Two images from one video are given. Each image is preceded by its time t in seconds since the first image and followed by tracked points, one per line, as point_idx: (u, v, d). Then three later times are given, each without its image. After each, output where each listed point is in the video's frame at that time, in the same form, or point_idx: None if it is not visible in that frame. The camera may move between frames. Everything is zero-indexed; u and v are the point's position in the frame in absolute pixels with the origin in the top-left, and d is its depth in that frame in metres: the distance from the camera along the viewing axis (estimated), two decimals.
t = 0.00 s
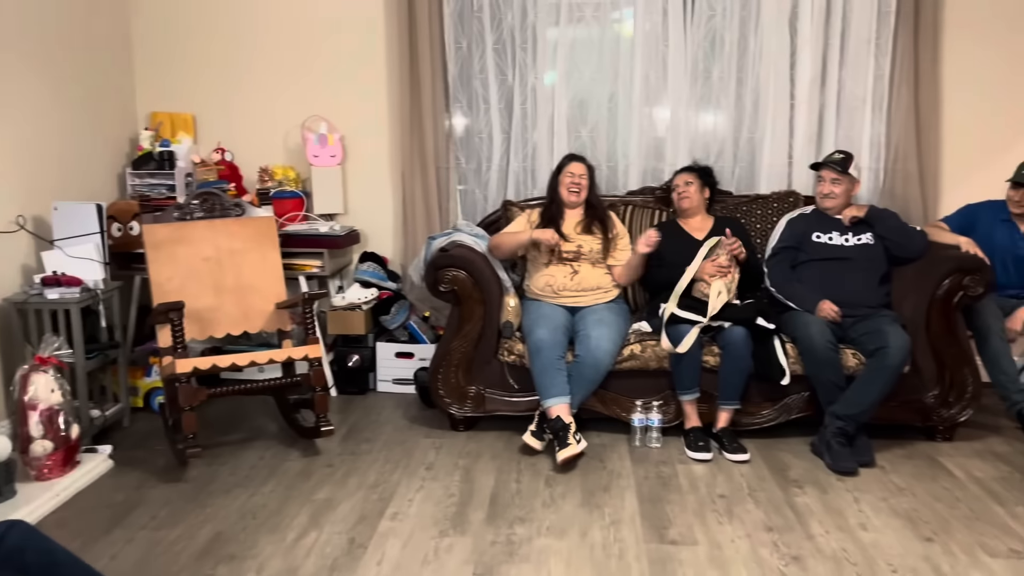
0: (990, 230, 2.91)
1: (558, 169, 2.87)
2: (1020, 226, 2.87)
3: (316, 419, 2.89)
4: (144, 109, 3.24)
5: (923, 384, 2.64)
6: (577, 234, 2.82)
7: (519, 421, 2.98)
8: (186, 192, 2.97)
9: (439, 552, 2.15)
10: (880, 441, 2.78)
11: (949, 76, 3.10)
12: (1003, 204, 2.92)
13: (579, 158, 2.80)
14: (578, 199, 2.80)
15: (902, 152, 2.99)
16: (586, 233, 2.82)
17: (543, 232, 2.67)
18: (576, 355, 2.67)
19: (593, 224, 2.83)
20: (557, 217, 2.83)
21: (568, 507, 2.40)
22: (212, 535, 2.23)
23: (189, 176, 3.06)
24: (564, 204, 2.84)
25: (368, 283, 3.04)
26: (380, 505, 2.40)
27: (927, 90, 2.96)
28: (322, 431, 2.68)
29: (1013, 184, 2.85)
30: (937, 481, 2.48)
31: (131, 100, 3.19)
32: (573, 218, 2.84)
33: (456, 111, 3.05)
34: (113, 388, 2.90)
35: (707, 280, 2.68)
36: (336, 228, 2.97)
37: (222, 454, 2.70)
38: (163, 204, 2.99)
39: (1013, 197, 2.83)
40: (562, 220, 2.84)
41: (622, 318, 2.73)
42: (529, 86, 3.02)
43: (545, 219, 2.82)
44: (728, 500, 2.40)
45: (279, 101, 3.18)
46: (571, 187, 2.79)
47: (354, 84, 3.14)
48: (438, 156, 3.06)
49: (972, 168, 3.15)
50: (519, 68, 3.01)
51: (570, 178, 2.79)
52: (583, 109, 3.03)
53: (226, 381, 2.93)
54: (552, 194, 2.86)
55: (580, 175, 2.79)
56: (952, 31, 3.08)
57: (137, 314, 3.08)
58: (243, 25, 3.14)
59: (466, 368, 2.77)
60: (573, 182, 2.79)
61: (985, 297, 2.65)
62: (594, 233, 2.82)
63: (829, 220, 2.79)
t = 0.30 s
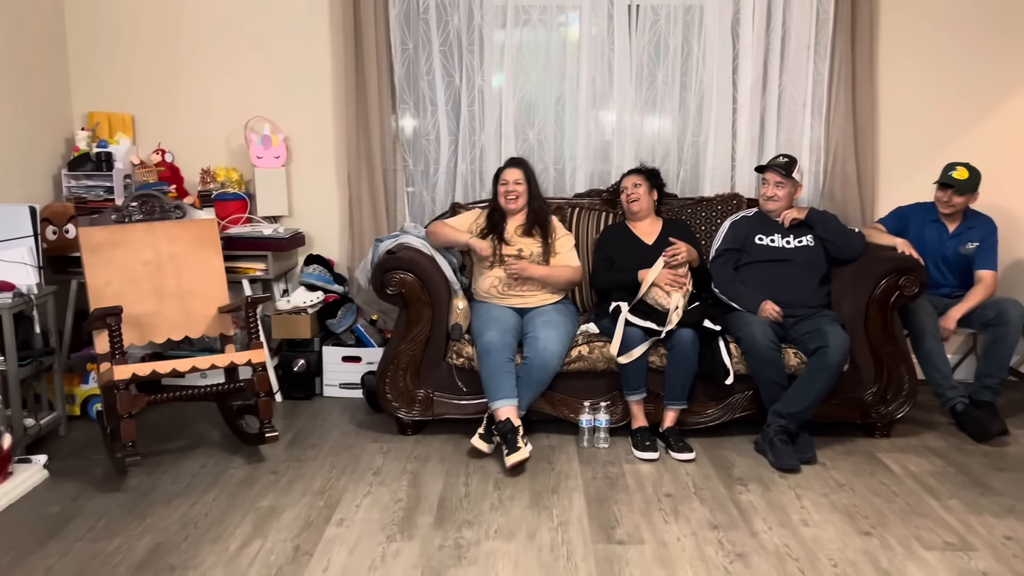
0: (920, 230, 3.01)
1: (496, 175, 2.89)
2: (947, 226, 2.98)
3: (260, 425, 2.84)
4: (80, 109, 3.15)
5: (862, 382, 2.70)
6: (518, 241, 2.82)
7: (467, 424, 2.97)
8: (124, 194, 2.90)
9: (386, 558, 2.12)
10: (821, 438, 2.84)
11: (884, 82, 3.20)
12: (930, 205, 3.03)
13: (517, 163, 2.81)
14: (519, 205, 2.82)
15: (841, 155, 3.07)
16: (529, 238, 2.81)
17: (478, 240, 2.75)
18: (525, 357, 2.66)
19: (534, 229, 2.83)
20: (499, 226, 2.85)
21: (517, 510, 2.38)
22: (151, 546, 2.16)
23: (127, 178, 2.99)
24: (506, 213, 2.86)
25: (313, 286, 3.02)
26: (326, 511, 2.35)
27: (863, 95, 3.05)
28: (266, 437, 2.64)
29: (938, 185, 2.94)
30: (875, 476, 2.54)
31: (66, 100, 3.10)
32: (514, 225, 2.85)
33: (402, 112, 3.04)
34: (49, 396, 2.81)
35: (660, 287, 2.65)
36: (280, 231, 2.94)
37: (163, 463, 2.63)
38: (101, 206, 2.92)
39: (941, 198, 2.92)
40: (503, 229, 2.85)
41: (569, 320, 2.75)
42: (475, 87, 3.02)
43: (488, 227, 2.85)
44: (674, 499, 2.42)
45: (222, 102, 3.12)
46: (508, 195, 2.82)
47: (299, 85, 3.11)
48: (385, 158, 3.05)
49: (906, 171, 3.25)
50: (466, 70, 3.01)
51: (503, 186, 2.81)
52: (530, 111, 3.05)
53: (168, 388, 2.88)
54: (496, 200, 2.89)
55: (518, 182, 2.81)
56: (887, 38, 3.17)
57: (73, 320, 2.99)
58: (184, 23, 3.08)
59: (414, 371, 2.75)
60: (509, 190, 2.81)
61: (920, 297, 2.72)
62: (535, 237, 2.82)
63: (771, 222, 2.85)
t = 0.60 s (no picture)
0: (872, 230, 3.07)
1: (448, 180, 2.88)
2: (900, 223, 3.05)
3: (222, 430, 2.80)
4: (36, 108, 3.08)
5: (824, 382, 2.74)
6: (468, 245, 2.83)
7: (433, 427, 2.96)
8: (82, 195, 2.84)
9: (350, 563, 2.09)
10: (785, 438, 2.87)
11: (844, 87, 3.25)
12: (882, 206, 3.10)
13: (468, 167, 2.81)
14: (472, 209, 2.82)
15: (803, 158, 3.11)
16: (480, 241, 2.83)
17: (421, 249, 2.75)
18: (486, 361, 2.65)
19: (488, 232, 2.84)
20: (453, 233, 2.83)
21: (483, 513, 2.37)
22: (109, 555, 2.11)
23: (85, 179, 2.93)
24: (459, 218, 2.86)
25: (276, 288, 2.98)
26: (289, 517, 2.32)
27: (824, 99, 3.10)
28: (229, 442, 2.59)
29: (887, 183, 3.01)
30: (837, 475, 2.57)
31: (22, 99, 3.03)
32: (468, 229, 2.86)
33: (367, 114, 3.03)
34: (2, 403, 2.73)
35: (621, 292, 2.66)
36: (242, 233, 2.91)
37: (121, 470, 2.57)
38: (57, 208, 2.85)
39: (893, 193, 2.98)
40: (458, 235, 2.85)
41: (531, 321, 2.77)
42: (441, 89, 3.02)
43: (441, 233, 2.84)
44: (640, 501, 2.42)
45: (184, 102, 3.08)
46: (462, 200, 2.81)
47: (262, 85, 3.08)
48: (349, 159, 3.03)
49: (866, 175, 3.31)
50: (431, 71, 3.00)
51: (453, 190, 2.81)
52: (496, 113, 3.06)
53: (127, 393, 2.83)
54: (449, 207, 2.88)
55: (469, 185, 2.79)
56: (847, 44, 3.23)
57: (28, 324, 2.92)
58: (144, 22, 3.03)
59: (379, 375, 2.72)
60: (462, 194, 2.80)
61: (881, 297, 2.76)
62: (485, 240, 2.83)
63: (734, 224, 2.88)
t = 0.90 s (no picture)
0: (841, 230, 3.09)
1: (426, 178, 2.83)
2: (865, 222, 3.08)
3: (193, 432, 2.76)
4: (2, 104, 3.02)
5: (798, 381, 2.75)
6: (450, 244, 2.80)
7: (407, 428, 2.94)
8: (49, 193, 2.79)
9: (322, 566, 2.07)
10: (758, 437, 2.88)
11: (818, 88, 3.27)
12: (847, 207, 3.13)
13: (446, 165, 2.77)
14: (452, 206, 2.79)
15: (776, 158, 3.13)
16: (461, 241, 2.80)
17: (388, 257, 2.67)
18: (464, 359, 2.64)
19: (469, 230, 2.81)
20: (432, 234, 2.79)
21: (457, 513, 2.35)
22: (76, 559, 2.07)
23: (52, 177, 2.89)
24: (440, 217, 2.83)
25: (249, 288, 2.95)
26: (261, 519, 2.29)
27: (797, 99, 3.12)
28: (199, 444, 2.56)
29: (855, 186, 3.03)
30: (811, 474, 2.59)
31: None
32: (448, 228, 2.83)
33: (341, 112, 3.00)
34: None
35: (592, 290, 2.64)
36: (214, 232, 2.87)
37: (89, 472, 2.53)
38: (23, 205, 2.77)
39: (861, 196, 3.01)
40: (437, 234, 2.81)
41: (506, 320, 2.77)
42: (416, 87, 3.00)
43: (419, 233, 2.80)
44: (614, 500, 2.42)
45: (154, 99, 3.04)
46: (442, 197, 2.78)
47: (234, 82, 3.04)
48: (323, 158, 3.01)
49: (838, 175, 3.33)
50: (406, 69, 2.99)
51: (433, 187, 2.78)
52: (471, 112, 3.05)
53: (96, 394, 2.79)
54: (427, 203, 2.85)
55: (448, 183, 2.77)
56: (820, 44, 3.25)
57: None
58: (113, 17, 2.98)
59: (353, 375, 2.70)
60: (442, 192, 2.78)
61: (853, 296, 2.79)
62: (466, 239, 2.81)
63: (708, 224, 2.89)
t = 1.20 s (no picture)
0: (823, 232, 3.10)
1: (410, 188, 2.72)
2: (847, 228, 3.08)
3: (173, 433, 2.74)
4: None
5: (780, 380, 2.76)
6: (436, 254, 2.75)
7: (390, 429, 2.93)
8: (27, 192, 2.76)
9: (302, 568, 2.06)
10: (741, 436, 2.89)
11: (801, 88, 3.29)
12: (830, 209, 3.14)
13: (435, 173, 2.68)
14: (442, 216, 2.72)
15: (759, 158, 3.14)
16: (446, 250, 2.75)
17: (367, 267, 2.63)
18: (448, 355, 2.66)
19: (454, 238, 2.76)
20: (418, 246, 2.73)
21: (439, 515, 2.35)
22: (52, 563, 2.05)
23: (31, 176, 2.85)
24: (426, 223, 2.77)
25: (230, 288, 2.93)
26: (241, 522, 2.27)
27: (780, 100, 3.13)
28: (179, 446, 2.54)
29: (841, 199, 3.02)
30: (792, 473, 2.60)
31: None
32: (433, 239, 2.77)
33: (324, 111, 2.99)
34: None
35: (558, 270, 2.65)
36: (195, 232, 2.85)
37: (67, 475, 2.51)
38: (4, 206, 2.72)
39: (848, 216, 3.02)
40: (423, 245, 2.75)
41: (490, 320, 2.77)
42: (399, 86, 2.99)
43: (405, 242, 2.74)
44: (597, 501, 2.42)
45: (134, 98, 3.01)
46: (432, 210, 2.70)
47: (215, 81, 3.02)
48: (305, 157, 2.99)
49: (821, 175, 3.35)
50: (388, 69, 2.97)
51: (423, 198, 2.69)
52: (454, 112, 3.04)
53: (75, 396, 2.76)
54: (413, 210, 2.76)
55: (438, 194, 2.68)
56: (803, 45, 3.26)
57: None
58: (93, 15, 2.95)
59: (335, 376, 2.69)
60: (432, 204, 2.69)
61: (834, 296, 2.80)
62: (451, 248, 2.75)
63: (691, 224, 2.89)
